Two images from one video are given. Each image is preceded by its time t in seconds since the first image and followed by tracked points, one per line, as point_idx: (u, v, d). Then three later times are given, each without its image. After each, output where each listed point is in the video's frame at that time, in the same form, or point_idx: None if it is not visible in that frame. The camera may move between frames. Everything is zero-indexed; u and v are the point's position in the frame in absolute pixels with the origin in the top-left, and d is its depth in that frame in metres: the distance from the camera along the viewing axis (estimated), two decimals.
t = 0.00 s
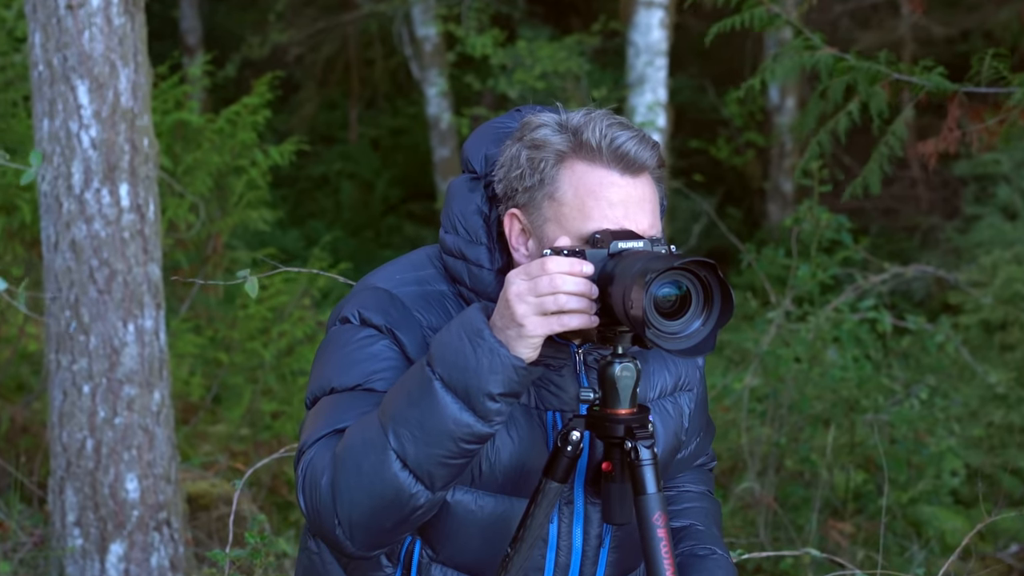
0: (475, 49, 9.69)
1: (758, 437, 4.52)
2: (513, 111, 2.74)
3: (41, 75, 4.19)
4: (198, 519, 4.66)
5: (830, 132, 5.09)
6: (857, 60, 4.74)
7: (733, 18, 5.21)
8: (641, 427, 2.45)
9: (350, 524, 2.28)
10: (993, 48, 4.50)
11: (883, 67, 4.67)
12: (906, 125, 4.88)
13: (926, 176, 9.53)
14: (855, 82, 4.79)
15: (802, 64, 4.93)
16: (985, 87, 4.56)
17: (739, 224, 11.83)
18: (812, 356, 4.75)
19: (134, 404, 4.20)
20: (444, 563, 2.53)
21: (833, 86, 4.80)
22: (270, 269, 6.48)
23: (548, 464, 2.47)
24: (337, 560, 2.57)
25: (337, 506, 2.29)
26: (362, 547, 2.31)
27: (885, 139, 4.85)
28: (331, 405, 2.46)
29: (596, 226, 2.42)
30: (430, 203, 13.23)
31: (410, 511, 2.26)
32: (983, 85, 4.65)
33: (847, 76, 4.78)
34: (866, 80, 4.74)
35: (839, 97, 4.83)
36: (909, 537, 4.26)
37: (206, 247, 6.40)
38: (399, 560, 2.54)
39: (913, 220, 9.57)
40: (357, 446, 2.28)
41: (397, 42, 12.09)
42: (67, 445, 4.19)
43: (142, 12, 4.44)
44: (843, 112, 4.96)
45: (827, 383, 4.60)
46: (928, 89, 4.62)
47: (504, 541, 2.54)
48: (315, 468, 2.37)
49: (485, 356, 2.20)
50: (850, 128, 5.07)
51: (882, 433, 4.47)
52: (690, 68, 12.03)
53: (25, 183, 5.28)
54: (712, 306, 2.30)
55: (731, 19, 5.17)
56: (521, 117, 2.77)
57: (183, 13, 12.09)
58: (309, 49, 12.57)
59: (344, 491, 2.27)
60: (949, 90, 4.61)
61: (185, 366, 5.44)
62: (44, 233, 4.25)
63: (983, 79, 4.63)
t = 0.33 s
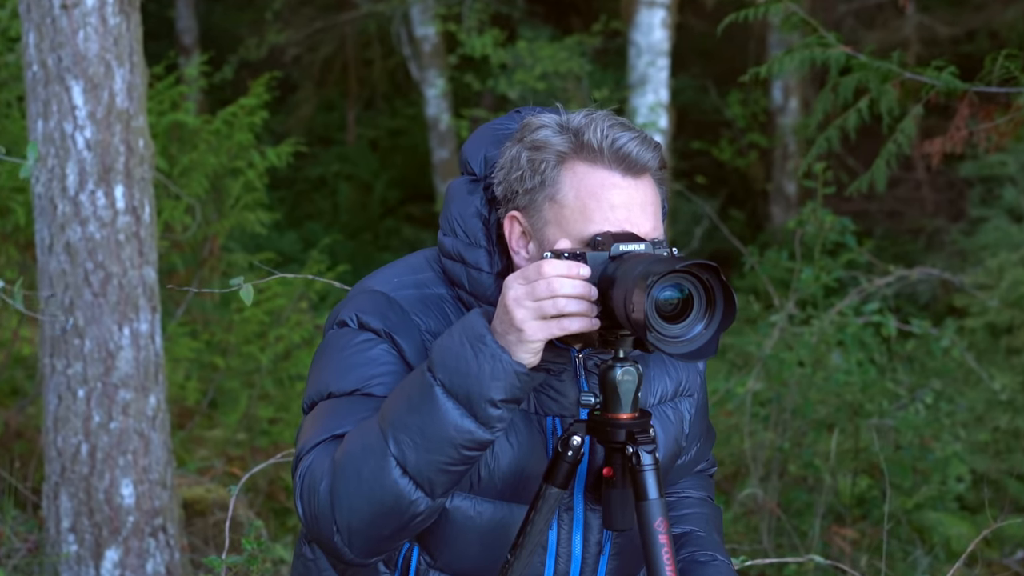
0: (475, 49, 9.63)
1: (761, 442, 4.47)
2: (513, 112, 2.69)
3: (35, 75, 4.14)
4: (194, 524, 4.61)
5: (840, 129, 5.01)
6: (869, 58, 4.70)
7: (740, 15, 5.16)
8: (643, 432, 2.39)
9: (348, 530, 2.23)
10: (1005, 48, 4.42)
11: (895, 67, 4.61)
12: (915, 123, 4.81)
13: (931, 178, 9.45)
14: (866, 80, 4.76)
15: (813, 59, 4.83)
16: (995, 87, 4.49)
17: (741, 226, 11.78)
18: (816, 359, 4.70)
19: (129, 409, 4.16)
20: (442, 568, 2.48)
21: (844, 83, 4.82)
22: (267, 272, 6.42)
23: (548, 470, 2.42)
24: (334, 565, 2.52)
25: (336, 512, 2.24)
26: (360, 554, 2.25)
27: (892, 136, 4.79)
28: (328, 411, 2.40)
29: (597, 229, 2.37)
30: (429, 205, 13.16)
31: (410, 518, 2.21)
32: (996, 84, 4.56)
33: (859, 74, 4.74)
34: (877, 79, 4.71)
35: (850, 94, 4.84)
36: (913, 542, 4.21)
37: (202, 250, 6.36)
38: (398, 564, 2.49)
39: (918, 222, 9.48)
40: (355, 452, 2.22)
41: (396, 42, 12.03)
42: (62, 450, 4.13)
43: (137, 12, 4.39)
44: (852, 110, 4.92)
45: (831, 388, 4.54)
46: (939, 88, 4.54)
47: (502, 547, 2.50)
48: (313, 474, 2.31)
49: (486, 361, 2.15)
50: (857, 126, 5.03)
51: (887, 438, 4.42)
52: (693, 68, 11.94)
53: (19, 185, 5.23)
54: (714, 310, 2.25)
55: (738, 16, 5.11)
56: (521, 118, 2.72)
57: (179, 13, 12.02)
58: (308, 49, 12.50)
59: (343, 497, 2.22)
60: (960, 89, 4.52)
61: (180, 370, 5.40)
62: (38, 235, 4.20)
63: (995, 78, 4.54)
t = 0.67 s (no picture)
0: (475, 49, 9.57)
1: (764, 447, 4.43)
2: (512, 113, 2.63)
3: (30, 76, 4.09)
4: (190, 531, 4.55)
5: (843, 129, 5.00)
6: (875, 57, 4.64)
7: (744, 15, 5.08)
8: (644, 437, 2.33)
9: (344, 534, 2.17)
10: (1012, 48, 4.36)
11: (901, 67, 4.57)
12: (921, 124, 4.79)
13: (936, 180, 9.37)
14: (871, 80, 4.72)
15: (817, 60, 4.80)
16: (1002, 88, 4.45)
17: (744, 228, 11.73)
18: (819, 363, 4.62)
19: (125, 413, 4.10)
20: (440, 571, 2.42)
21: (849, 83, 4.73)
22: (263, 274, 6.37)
23: (547, 474, 2.37)
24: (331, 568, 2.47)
25: (331, 515, 2.18)
26: (356, 558, 2.20)
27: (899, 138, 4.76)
28: (324, 413, 2.34)
29: (598, 231, 2.31)
30: (428, 207, 13.09)
31: (406, 521, 2.15)
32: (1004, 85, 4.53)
33: (864, 73, 4.69)
34: (883, 78, 4.67)
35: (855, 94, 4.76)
36: (918, 549, 4.15)
37: (198, 253, 6.35)
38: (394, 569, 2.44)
39: (923, 225, 9.40)
40: (352, 455, 2.16)
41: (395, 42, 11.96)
42: (56, 455, 4.08)
43: (134, 12, 4.33)
44: (859, 110, 4.87)
45: (835, 392, 4.50)
46: (946, 88, 4.52)
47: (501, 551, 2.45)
48: (308, 476, 2.26)
49: (484, 363, 2.10)
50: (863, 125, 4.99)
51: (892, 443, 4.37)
52: (695, 68, 11.89)
53: (14, 187, 5.19)
54: (717, 312, 2.20)
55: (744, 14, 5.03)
56: (520, 119, 2.67)
57: (175, 13, 11.94)
58: (306, 49, 12.42)
59: (338, 500, 2.16)
60: (967, 89, 4.49)
61: (177, 374, 5.34)
62: (33, 238, 4.15)
63: (1003, 79, 4.50)
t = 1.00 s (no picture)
0: (474, 49, 9.52)
1: (767, 452, 4.39)
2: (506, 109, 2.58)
3: (23, 76, 4.04)
4: (186, 537, 4.50)
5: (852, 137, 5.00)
6: (875, 57, 4.60)
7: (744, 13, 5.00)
8: (646, 441, 2.30)
9: (339, 536, 2.11)
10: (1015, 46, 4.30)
11: (901, 65, 4.52)
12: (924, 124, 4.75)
13: (940, 182, 9.29)
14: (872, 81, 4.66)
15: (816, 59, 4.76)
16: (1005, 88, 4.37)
17: (747, 230, 11.69)
18: (823, 367, 4.61)
19: (120, 418, 4.05)
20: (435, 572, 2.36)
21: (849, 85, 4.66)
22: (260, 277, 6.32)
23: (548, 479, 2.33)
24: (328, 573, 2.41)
25: (326, 516, 2.12)
26: (351, 561, 2.14)
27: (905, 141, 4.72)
28: (318, 414, 2.30)
29: (592, 227, 2.27)
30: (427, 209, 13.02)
31: (402, 525, 2.09)
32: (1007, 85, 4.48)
33: (864, 74, 4.65)
34: (884, 79, 4.61)
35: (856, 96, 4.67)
36: (922, 555, 4.09)
37: (194, 255, 6.30)
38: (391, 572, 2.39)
39: (928, 227, 9.33)
40: (348, 457, 2.11)
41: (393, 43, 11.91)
42: (51, 460, 4.04)
43: (129, 11, 4.28)
44: (862, 113, 4.83)
45: (839, 397, 4.46)
46: (949, 89, 4.48)
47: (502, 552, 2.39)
48: (303, 478, 2.20)
49: (481, 368, 2.05)
50: (868, 128, 4.96)
51: (896, 448, 4.32)
52: (697, 69, 11.84)
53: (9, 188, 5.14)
54: (719, 315, 2.15)
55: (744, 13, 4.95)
56: (514, 115, 2.61)
57: (172, 12, 11.86)
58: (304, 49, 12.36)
59: (333, 502, 2.11)
60: (970, 88, 4.43)
61: (173, 377, 5.30)
62: (27, 240, 4.10)
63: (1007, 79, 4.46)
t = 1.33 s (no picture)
0: (474, 49, 9.45)
1: (770, 457, 4.33)
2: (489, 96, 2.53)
3: (18, 77, 3.99)
4: (182, 542, 4.45)
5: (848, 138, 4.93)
6: (878, 63, 4.60)
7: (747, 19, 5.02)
8: (647, 446, 2.26)
9: (320, 546, 2.06)
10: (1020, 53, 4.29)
11: (904, 72, 4.49)
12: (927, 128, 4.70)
13: (946, 184, 9.22)
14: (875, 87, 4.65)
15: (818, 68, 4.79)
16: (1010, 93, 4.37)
17: (749, 232, 11.64)
18: (827, 371, 4.54)
19: (115, 422, 4.01)
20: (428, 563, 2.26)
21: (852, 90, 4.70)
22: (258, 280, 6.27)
23: (546, 484, 2.27)
24: None
25: (307, 525, 2.06)
26: (334, 570, 2.08)
27: (905, 145, 4.69)
28: (297, 420, 2.21)
29: (541, 176, 2.19)
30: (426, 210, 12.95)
31: (383, 539, 2.03)
32: (1010, 89, 4.42)
33: (867, 80, 4.63)
34: (887, 84, 4.58)
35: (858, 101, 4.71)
36: (927, 561, 4.08)
37: (191, 257, 6.22)
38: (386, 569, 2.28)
39: (933, 229, 9.27)
40: (330, 470, 2.04)
41: (392, 43, 11.86)
42: (45, 465, 3.99)
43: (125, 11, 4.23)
44: (863, 118, 4.79)
45: (843, 400, 4.43)
46: (951, 94, 4.43)
47: (494, 546, 2.27)
48: (285, 486, 2.13)
49: (462, 392, 1.95)
50: (868, 132, 4.91)
51: (901, 453, 4.27)
52: (699, 69, 11.79)
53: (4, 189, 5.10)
54: (722, 319, 2.13)
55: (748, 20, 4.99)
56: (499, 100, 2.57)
57: (167, 12, 11.79)
58: (302, 49, 12.29)
59: (313, 511, 2.05)
60: (974, 94, 4.39)
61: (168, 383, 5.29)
62: (22, 242, 4.06)
63: (1010, 82, 4.40)
